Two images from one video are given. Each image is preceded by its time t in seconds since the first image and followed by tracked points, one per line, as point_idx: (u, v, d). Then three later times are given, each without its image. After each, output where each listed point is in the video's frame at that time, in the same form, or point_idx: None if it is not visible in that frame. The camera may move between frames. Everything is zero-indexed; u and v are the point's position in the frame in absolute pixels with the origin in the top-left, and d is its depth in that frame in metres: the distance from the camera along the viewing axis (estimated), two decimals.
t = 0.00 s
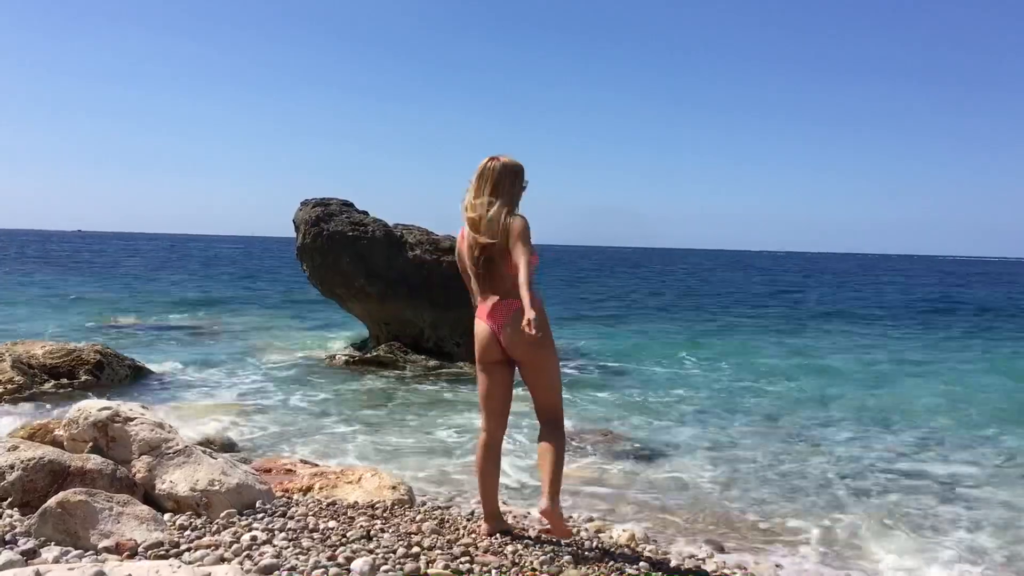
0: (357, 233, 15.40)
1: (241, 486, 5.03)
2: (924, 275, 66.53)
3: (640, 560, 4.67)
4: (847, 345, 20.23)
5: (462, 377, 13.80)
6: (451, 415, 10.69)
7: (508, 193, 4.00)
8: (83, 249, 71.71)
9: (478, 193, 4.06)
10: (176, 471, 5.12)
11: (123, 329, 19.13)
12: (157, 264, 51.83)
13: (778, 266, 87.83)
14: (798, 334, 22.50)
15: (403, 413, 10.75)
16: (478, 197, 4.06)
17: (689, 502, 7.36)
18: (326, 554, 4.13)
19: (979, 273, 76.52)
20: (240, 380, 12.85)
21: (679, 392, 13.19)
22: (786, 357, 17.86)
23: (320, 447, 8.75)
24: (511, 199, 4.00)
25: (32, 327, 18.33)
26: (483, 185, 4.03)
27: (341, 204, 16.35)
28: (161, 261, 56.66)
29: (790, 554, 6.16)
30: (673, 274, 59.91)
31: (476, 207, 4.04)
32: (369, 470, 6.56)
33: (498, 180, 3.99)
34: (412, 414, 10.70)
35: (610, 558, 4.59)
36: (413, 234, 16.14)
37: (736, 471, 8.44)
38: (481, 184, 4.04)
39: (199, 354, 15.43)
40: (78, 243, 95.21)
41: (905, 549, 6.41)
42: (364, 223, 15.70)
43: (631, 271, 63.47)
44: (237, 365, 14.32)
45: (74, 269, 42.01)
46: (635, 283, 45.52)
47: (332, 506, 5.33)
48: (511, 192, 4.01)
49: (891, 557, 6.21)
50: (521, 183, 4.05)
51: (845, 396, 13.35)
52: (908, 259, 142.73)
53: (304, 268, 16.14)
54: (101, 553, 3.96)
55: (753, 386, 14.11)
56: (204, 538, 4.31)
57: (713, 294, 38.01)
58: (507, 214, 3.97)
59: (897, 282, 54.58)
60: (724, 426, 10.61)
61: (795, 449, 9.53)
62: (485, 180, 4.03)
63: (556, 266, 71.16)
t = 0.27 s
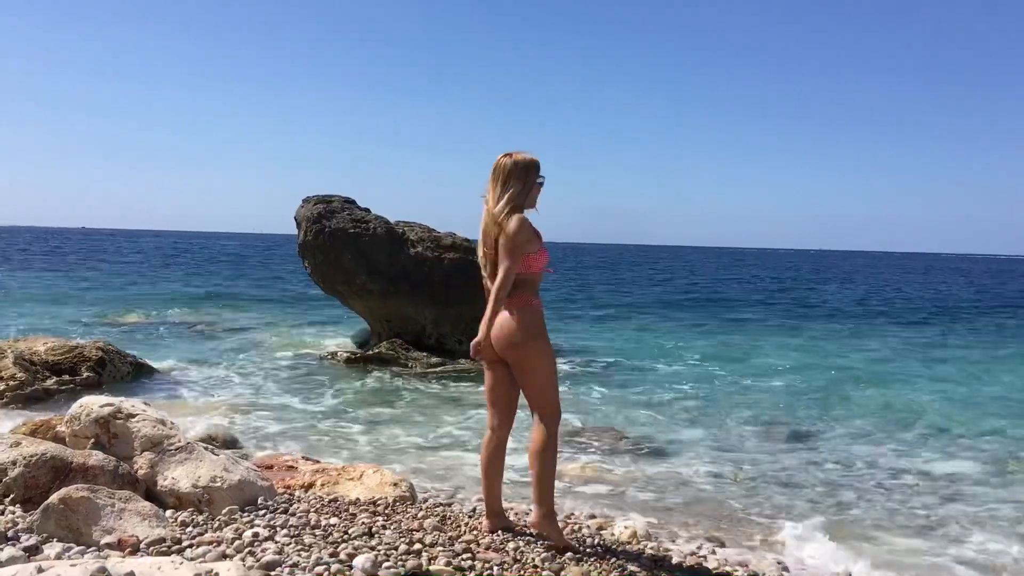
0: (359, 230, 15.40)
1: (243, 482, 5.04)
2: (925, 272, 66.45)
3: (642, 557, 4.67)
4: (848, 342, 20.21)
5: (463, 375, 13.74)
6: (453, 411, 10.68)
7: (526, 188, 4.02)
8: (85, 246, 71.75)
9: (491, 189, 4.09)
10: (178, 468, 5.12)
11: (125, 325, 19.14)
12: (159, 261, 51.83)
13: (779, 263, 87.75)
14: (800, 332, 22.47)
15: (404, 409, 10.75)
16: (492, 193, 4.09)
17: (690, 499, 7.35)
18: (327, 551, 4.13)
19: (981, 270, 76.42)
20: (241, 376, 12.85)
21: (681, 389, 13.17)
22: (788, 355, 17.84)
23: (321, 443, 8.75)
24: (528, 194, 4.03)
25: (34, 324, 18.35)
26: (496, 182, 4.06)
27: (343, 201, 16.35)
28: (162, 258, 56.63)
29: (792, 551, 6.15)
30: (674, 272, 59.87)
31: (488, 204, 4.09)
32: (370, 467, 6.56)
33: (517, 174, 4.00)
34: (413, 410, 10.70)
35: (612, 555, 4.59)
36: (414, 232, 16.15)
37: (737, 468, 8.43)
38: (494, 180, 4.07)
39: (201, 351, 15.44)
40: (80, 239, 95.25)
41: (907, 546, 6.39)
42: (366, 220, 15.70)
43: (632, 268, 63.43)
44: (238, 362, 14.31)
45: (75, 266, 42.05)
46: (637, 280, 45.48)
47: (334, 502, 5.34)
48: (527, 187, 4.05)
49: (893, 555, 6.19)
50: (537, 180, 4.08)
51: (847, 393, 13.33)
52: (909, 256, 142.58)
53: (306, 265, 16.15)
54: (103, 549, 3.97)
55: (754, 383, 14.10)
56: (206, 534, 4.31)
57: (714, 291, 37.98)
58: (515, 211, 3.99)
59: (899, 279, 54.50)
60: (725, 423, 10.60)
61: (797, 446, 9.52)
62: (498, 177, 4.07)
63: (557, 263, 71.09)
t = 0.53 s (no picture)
0: (359, 226, 15.40)
1: (245, 477, 5.04)
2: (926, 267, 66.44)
3: (643, 552, 4.68)
4: (849, 337, 20.20)
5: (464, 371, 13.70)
6: (453, 407, 10.68)
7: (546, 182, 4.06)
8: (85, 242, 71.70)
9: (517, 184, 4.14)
10: (179, 463, 5.13)
11: (125, 321, 19.14)
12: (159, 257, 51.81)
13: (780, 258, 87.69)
14: (801, 326, 22.46)
15: (404, 405, 10.75)
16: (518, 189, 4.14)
17: (692, 494, 7.34)
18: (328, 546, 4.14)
19: (981, 265, 76.36)
20: (242, 372, 12.84)
21: (682, 384, 13.16)
22: (788, 349, 17.83)
23: (322, 439, 8.75)
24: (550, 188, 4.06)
25: (34, 320, 18.34)
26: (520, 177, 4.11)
27: (343, 197, 16.34)
28: (162, 253, 56.59)
29: (793, 546, 6.14)
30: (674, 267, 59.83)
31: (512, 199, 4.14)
32: (371, 463, 6.55)
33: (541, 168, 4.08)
34: (414, 406, 10.70)
35: (613, 550, 4.59)
36: (415, 228, 16.26)
37: (738, 463, 8.43)
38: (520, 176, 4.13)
39: (201, 347, 15.44)
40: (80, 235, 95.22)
41: (908, 541, 6.38)
42: (366, 216, 15.72)
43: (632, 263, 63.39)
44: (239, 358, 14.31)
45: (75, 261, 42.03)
46: (637, 275, 45.44)
47: (334, 497, 5.34)
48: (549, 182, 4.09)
49: (894, 549, 6.18)
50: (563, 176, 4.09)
51: (848, 388, 13.32)
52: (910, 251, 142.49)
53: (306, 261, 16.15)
54: (105, 544, 3.97)
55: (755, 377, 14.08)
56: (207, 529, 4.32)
57: (715, 286, 37.94)
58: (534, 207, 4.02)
59: (900, 273, 54.45)
60: (726, 418, 10.59)
61: (798, 440, 9.52)
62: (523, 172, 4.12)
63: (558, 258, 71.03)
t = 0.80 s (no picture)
0: (359, 222, 15.38)
1: (244, 474, 5.04)
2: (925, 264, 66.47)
3: (642, 549, 4.68)
4: (848, 334, 20.21)
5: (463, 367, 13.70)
6: (452, 403, 10.68)
7: (557, 180, 4.02)
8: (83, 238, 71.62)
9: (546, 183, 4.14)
10: (178, 459, 5.13)
11: (124, 317, 19.14)
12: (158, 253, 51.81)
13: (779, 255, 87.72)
14: (800, 323, 22.46)
15: (403, 401, 10.76)
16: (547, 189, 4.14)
17: (690, 491, 7.35)
18: (327, 543, 4.14)
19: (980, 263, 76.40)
20: (241, 368, 12.85)
21: (681, 381, 13.17)
22: (787, 346, 17.84)
23: (320, 435, 8.76)
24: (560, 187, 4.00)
25: (33, 316, 18.35)
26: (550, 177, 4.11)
27: (343, 193, 16.34)
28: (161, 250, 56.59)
29: (791, 543, 6.15)
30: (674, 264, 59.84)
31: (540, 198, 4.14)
32: (371, 459, 6.56)
33: (555, 167, 4.05)
34: (413, 402, 10.70)
35: (612, 548, 4.59)
36: (414, 224, 16.23)
37: (737, 460, 8.44)
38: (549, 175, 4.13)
39: (201, 343, 15.45)
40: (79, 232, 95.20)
41: (907, 538, 6.39)
42: (366, 212, 15.70)
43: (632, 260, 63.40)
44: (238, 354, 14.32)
45: (74, 257, 41.99)
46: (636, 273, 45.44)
47: (333, 494, 5.35)
48: (560, 180, 4.02)
49: (892, 547, 6.19)
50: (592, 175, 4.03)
51: (847, 385, 13.33)
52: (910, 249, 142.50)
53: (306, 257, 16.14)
54: (104, 540, 3.97)
55: (754, 374, 14.09)
56: (206, 525, 4.32)
57: (714, 283, 37.96)
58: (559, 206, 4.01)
59: (899, 271, 54.49)
60: (725, 415, 10.60)
61: (796, 437, 9.52)
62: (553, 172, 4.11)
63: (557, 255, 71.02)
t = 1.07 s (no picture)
0: (358, 222, 15.38)
1: (242, 473, 5.04)
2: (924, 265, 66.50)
3: (640, 550, 4.67)
4: (847, 335, 20.23)
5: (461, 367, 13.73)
6: (451, 403, 10.69)
7: (561, 181, 4.02)
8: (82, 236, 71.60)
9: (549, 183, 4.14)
10: (176, 459, 5.13)
11: (124, 316, 19.13)
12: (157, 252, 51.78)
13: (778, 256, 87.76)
14: (799, 324, 22.49)
15: (402, 401, 10.77)
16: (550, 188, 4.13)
17: (688, 491, 7.35)
18: (325, 543, 4.14)
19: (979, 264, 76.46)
20: (240, 368, 12.85)
21: (680, 381, 13.17)
22: (786, 347, 17.85)
23: (319, 435, 8.76)
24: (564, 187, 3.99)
25: (32, 314, 18.34)
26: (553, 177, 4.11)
27: (342, 192, 16.35)
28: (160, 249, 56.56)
29: (789, 543, 6.16)
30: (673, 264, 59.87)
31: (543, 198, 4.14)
32: (369, 459, 6.56)
33: (560, 167, 4.04)
34: (412, 402, 10.71)
35: (610, 548, 4.59)
36: (413, 224, 16.23)
37: (735, 460, 8.44)
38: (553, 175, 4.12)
39: (200, 342, 15.45)
40: (78, 230, 95.22)
41: (905, 539, 6.40)
42: (365, 212, 15.70)
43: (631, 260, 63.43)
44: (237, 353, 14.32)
45: (73, 256, 41.98)
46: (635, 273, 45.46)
47: (332, 493, 5.35)
48: (564, 181, 4.01)
49: (890, 547, 6.20)
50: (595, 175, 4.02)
51: (845, 385, 13.34)
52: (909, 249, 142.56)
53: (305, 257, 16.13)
54: (101, 539, 3.97)
55: (753, 375, 14.10)
56: (204, 525, 4.31)
57: (713, 283, 37.98)
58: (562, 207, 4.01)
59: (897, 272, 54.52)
60: (723, 415, 10.61)
61: (795, 438, 9.53)
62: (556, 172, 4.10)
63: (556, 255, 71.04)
